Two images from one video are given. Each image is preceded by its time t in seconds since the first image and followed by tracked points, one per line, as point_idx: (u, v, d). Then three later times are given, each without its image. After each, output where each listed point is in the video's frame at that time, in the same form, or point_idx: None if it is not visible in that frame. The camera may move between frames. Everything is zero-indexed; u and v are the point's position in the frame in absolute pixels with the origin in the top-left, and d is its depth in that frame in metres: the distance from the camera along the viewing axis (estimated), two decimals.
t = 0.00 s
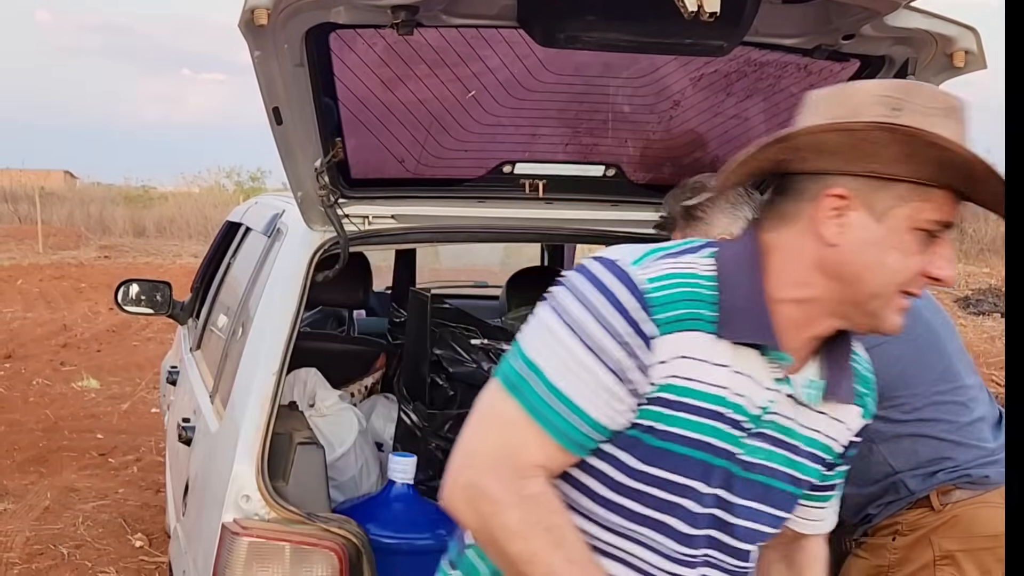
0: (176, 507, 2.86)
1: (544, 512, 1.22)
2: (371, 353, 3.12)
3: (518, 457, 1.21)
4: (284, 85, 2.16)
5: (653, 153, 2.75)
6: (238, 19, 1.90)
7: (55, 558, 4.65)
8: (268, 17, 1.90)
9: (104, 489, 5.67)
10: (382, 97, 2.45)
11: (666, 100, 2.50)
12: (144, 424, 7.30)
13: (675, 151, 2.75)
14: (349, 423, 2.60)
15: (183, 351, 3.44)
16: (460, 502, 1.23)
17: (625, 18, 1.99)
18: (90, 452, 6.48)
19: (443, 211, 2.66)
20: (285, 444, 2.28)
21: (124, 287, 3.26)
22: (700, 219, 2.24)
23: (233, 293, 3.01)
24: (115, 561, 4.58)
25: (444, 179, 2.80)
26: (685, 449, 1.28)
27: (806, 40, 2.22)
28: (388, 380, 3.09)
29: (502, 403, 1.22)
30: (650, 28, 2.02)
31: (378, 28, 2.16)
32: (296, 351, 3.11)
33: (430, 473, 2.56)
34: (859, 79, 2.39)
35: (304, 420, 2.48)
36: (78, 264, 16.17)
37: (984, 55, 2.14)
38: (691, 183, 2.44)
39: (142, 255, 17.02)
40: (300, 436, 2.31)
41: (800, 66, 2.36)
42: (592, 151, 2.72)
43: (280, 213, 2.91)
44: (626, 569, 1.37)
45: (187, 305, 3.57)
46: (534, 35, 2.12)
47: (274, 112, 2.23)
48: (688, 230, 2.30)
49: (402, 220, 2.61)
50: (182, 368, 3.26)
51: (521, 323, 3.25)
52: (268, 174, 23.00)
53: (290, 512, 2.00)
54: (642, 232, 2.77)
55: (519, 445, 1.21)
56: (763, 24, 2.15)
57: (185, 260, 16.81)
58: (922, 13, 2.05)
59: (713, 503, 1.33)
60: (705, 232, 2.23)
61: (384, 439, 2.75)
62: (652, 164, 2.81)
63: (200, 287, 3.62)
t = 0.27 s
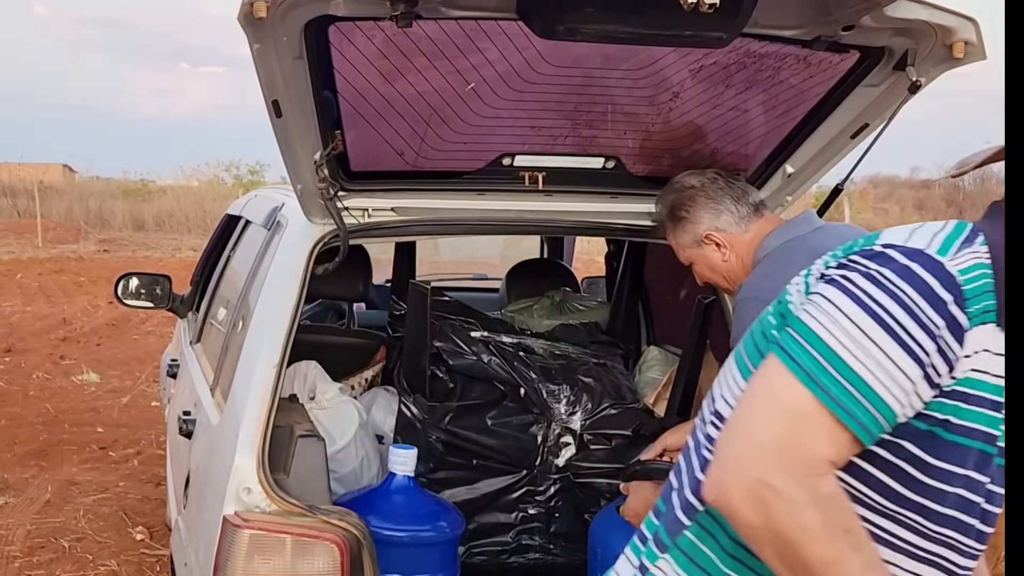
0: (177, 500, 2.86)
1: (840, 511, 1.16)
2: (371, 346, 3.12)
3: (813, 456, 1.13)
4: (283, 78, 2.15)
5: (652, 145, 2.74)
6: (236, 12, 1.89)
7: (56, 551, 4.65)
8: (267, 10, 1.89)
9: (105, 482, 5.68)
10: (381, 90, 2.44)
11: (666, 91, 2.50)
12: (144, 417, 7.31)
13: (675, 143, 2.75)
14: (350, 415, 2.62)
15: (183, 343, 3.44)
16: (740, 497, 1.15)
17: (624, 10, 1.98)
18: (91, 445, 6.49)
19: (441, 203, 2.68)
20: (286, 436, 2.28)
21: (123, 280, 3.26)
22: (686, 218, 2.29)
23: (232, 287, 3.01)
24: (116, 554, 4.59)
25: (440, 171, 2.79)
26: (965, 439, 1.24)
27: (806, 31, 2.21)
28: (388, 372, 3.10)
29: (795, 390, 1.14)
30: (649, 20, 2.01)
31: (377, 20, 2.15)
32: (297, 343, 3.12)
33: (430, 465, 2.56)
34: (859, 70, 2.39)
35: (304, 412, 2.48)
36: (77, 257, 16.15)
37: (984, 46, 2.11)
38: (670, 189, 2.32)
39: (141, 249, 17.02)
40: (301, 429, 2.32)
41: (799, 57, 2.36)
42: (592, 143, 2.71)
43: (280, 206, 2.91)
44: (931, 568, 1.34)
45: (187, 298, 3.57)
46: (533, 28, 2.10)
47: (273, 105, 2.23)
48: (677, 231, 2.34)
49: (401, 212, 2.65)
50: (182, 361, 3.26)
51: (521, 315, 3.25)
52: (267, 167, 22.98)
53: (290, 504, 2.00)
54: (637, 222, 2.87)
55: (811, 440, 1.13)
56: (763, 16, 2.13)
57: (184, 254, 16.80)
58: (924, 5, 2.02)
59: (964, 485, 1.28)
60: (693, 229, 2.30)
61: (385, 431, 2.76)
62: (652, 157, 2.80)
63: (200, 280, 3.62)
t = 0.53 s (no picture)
0: (177, 493, 2.87)
1: None
2: (370, 338, 3.12)
3: None
4: (280, 71, 2.14)
5: (651, 137, 2.74)
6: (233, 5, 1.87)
7: (56, 544, 4.66)
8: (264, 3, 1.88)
9: (105, 475, 5.69)
10: (378, 82, 2.44)
11: (664, 83, 2.50)
12: (144, 410, 7.32)
13: (674, 135, 2.75)
14: (348, 407, 2.62)
15: (183, 336, 3.44)
16: None
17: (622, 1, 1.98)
18: (91, 438, 6.50)
19: (439, 196, 2.69)
20: (283, 430, 2.29)
21: (123, 274, 3.26)
22: (685, 210, 2.31)
23: (231, 280, 3.02)
24: (116, 547, 4.59)
25: (440, 164, 2.79)
26: None
27: (804, 22, 2.20)
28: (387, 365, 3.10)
29: (985, 473, 1.03)
30: (646, 11, 2.00)
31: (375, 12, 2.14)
32: (295, 336, 3.12)
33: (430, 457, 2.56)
34: (857, 62, 2.39)
35: (303, 405, 2.49)
36: (76, 250, 16.15)
37: (982, 37, 2.13)
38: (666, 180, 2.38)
39: (140, 243, 17.03)
40: (299, 421, 2.32)
41: (797, 49, 2.35)
42: (590, 135, 2.71)
43: (279, 198, 2.91)
44: None
45: (186, 291, 3.57)
46: (530, 20, 2.09)
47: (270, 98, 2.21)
48: (675, 222, 2.34)
49: (399, 205, 2.66)
50: (182, 354, 3.26)
51: (520, 307, 3.27)
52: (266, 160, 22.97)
53: (288, 496, 2.00)
54: (637, 215, 2.87)
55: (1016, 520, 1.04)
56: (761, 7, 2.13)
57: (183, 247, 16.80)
58: None
59: None
60: (691, 221, 2.30)
61: (384, 424, 2.76)
62: (650, 149, 2.80)
63: (199, 273, 3.63)
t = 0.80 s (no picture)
0: (177, 486, 2.88)
1: None
2: (369, 332, 3.14)
3: None
4: (278, 64, 2.14)
5: (649, 130, 2.74)
6: None
7: (57, 538, 4.67)
8: None
9: (105, 469, 5.71)
10: (377, 76, 2.44)
11: (662, 76, 2.50)
12: (145, 404, 7.34)
13: (672, 128, 2.75)
14: (347, 401, 2.63)
15: (182, 331, 3.45)
16: None
17: None
18: (91, 433, 6.52)
19: (437, 189, 2.69)
20: (283, 422, 2.27)
21: (122, 268, 3.27)
22: (687, 198, 2.27)
23: (230, 274, 3.02)
24: (117, 541, 4.61)
25: (440, 157, 2.79)
26: None
27: (802, 15, 2.20)
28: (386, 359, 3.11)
29: None
30: (644, 5, 2.00)
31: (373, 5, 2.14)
32: (295, 330, 3.13)
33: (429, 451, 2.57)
34: (855, 55, 2.39)
35: (303, 399, 2.49)
36: (79, 246, 16.17)
37: (979, 30, 2.10)
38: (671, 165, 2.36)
39: (142, 238, 17.06)
40: (299, 415, 2.32)
41: (795, 42, 2.35)
42: (588, 129, 2.71)
43: (278, 192, 2.91)
44: None
45: (186, 286, 3.58)
46: (528, 14, 2.09)
47: (268, 92, 2.21)
48: (675, 211, 2.30)
49: (398, 199, 2.67)
50: (181, 348, 3.27)
51: (519, 301, 3.28)
52: (267, 156, 22.99)
53: (287, 489, 2.01)
54: (636, 208, 2.88)
55: None
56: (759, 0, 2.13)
57: (186, 242, 16.84)
58: None
59: None
60: (693, 209, 2.26)
61: (383, 417, 2.77)
62: (648, 142, 2.80)
63: (199, 267, 3.63)
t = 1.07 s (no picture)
0: (178, 480, 2.88)
1: None
2: (370, 327, 3.14)
3: None
4: (278, 59, 2.13)
5: (649, 124, 2.74)
6: None
7: (58, 533, 4.68)
8: None
9: (106, 464, 5.71)
10: (377, 70, 2.44)
11: (662, 71, 2.50)
12: (146, 400, 7.34)
13: (673, 123, 2.75)
14: (348, 395, 2.63)
15: (183, 325, 3.46)
16: None
17: None
18: (92, 428, 6.52)
19: (438, 183, 2.69)
20: (284, 417, 2.28)
21: (122, 263, 3.27)
22: (691, 186, 2.26)
23: (231, 269, 3.02)
24: (118, 536, 4.62)
25: (442, 152, 2.79)
26: None
27: (803, 9, 2.19)
28: (387, 353, 3.11)
29: None
30: None
31: None
32: (295, 325, 3.13)
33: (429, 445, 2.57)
34: (855, 49, 2.39)
35: (303, 393, 2.49)
36: (80, 241, 16.17)
37: (980, 23, 2.10)
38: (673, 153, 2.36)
39: (143, 234, 17.06)
40: (299, 409, 2.33)
41: (795, 36, 2.35)
42: (588, 123, 2.71)
43: (278, 187, 2.91)
44: None
45: (186, 281, 3.58)
46: (528, 8, 2.09)
47: (268, 87, 2.20)
48: (678, 197, 2.29)
49: (398, 193, 2.66)
50: (182, 343, 3.27)
51: (520, 296, 3.29)
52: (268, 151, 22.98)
53: (287, 484, 2.02)
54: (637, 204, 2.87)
55: None
56: None
57: (186, 238, 16.85)
58: None
59: None
60: (696, 197, 2.26)
61: (384, 412, 2.77)
62: (648, 137, 2.80)
63: (199, 262, 3.63)
